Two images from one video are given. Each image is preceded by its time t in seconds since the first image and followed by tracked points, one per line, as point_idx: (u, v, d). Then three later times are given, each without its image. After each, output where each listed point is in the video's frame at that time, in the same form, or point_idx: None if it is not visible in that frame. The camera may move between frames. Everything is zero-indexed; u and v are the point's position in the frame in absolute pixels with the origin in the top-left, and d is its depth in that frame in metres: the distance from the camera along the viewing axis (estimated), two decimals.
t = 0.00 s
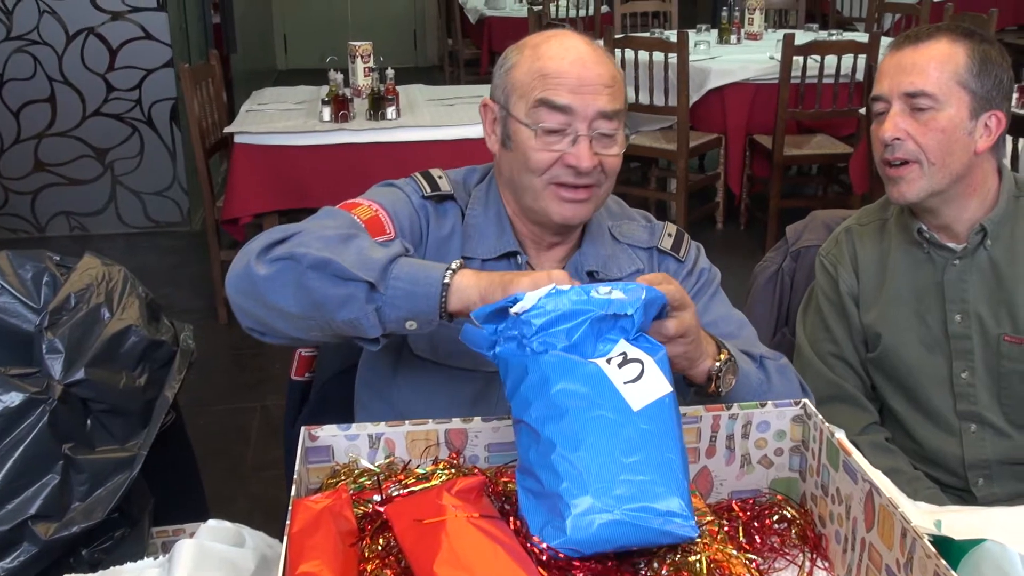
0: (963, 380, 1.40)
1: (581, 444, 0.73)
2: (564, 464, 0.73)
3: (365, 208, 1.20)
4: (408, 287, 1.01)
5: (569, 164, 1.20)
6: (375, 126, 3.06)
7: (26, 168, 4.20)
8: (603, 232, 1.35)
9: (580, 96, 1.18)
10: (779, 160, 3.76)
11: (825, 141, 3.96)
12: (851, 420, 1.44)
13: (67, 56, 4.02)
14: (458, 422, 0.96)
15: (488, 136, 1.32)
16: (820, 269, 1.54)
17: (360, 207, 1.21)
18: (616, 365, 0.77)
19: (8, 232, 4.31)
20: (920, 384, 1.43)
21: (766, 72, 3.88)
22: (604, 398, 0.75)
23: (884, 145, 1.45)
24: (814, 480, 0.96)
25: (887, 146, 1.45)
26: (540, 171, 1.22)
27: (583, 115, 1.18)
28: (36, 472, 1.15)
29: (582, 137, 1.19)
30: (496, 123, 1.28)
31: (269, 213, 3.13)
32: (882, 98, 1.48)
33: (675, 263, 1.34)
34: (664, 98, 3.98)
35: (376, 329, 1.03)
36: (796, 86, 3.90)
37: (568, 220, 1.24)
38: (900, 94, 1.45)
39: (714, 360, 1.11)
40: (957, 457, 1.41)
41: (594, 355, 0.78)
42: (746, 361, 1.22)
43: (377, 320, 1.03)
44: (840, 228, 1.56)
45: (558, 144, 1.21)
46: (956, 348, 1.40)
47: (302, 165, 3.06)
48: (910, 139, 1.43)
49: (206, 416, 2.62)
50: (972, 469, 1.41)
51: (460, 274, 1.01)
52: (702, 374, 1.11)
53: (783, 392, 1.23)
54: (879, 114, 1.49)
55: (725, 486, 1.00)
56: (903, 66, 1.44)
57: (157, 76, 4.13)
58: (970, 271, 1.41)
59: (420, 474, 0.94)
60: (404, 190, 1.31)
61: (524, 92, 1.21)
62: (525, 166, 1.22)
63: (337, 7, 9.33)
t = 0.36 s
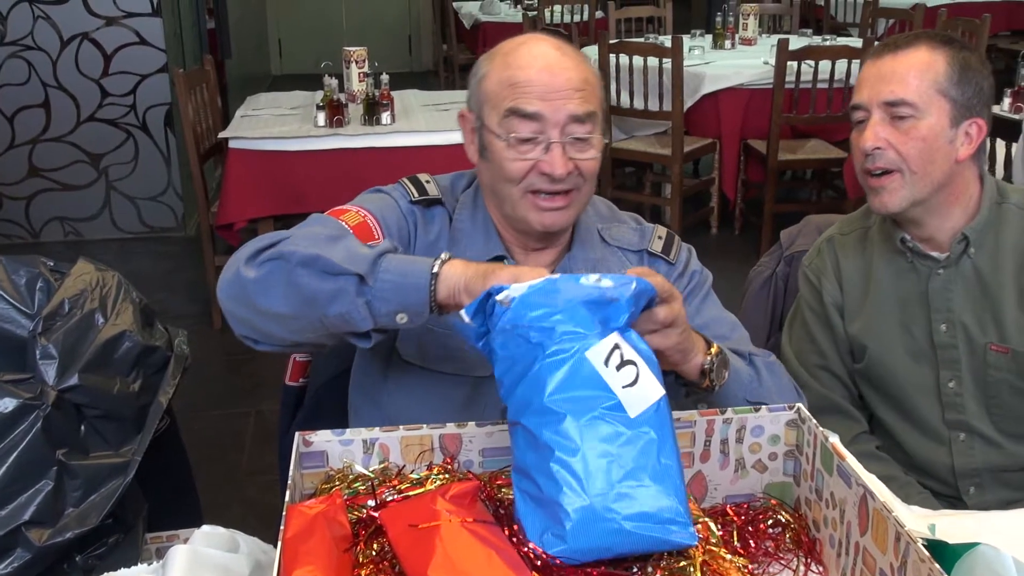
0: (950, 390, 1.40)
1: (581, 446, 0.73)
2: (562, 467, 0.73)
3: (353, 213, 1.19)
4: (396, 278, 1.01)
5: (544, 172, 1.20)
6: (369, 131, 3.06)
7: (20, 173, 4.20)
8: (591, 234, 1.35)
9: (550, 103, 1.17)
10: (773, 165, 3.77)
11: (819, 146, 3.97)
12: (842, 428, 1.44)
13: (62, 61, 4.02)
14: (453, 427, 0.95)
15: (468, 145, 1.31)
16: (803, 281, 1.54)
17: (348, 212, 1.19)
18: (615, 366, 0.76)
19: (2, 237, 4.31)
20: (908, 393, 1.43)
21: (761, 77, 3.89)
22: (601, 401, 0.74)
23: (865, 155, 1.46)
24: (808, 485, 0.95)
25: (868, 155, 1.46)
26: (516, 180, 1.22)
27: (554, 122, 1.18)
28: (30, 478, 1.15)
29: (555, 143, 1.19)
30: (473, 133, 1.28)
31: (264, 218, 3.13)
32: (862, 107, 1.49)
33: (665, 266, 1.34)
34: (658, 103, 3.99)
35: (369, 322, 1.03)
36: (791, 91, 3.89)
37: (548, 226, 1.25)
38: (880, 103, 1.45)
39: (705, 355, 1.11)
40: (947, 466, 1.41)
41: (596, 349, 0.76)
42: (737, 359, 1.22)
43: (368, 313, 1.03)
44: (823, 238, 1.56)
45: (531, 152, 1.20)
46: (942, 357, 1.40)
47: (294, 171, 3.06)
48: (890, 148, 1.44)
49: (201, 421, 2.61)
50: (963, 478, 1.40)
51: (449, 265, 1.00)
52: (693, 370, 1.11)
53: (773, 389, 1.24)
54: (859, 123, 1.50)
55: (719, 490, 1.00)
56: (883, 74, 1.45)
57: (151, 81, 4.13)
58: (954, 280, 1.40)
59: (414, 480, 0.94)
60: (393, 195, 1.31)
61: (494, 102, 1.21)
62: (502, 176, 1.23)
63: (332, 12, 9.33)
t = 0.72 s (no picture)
0: (933, 397, 1.39)
1: (586, 447, 0.73)
2: (567, 468, 0.73)
3: (349, 213, 1.21)
4: (409, 264, 1.01)
5: (527, 181, 1.20)
6: (364, 134, 3.06)
7: (16, 176, 4.20)
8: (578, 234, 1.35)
9: (521, 111, 1.18)
10: (769, 168, 3.77)
11: (814, 149, 3.98)
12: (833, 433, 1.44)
13: (58, 64, 4.02)
14: (450, 429, 0.95)
15: (439, 165, 1.31)
16: (782, 292, 1.54)
17: (345, 213, 1.22)
18: (624, 367, 0.75)
19: None
20: (891, 401, 1.43)
21: (757, 79, 3.90)
22: (607, 403, 0.74)
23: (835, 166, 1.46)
24: (805, 486, 0.95)
25: (837, 167, 1.46)
26: (500, 194, 1.22)
27: (529, 129, 1.18)
28: (25, 482, 1.15)
29: (534, 151, 1.19)
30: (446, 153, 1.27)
31: (260, 221, 3.13)
32: (829, 119, 1.49)
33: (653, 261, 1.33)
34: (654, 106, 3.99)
35: (383, 313, 1.02)
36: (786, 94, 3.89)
37: (536, 234, 1.25)
38: (846, 114, 1.45)
39: (713, 344, 1.11)
40: (936, 472, 1.41)
41: (608, 345, 0.75)
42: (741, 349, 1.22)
43: (382, 304, 1.02)
44: (800, 248, 1.56)
45: (510, 164, 1.20)
46: (924, 363, 1.40)
47: (289, 175, 3.06)
48: (859, 158, 1.44)
49: (197, 424, 2.61)
50: (953, 483, 1.40)
51: (462, 250, 1.00)
52: (703, 358, 1.11)
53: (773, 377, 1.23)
54: (827, 134, 1.50)
55: (715, 492, 1.00)
56: (847, 86, 1.45)
57: (148, 84, 4.13)
58: (930, 286, 1.40)
59: (410, 482, 0.94)
60: (383, 198, 1.31)
61: (463, 121, 1.21)
62: (483, 192, 1.22)
63: (328, 15, 9.35)
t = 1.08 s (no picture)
0: (930, 393, 1.39)
1: (578, 449, 0.72)
2: (561, 473, 0.72)
3: (341, 218, 1.24)
4: (399, 305, 1.00)
5: (520, 162, 1.19)
6: (362, 135, 3.06)
7: (14, 178, 4.21)
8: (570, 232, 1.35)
9: (514, 94, 1.18)
10: (767, 169, 3.77)
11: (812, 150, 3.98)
12: (830, 433, 1.43)
13: (56, 66, 4.03)
14: (446, 430, 0.95)
15: (434, 157, 1.31)
16: (780, 291, 1.53)
17: (337, 218, 1.24)
18: (607, 365, 0.75)
19: None
20: (890, 399, 1.42)
21: (754, 81, 3.90)
22: (593, 403, 0.73)
23: (830, 161, 1.46)
24: (801, 487, 0.95)
25: (832, 163, 1.46)
26: (493, 176, 1.21)
27: (522, 111, 1.19)
28: (22, 483, 1.15)
29: (527, 132, 1.19)
30: (440, 144, 1.27)
31: (258, 223, 3.13)
32: (824, 117, 1.49)
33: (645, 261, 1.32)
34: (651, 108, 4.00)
35: (367, 344, 1.03)
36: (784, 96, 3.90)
37: (531, 221, 1.23)
38: (840, 111, 1.46)
39: (695, 345, 1.10)
40: (934, 469, 1.40)
41: (588, 347, 0.75)
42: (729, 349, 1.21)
43: (368, 338, 1.03)
44: (796, 248, 1.55)
45: (503, 146, 1.20)
46: (921, 360, 1.39)
47: (288, 175, 3.06)
48: (854, 155, 1.44)
49: (195, 425, 2.61)
50: (952, 480, 1.39)
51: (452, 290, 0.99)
52: (683, 359, 1.10)
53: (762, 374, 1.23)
54: (822, 133, 1.50)
55: (713, 492, 1.00)
56: (841, 83, 1.45)
57: (146, 84, 4.13)
58: (926, 283, 1.40)
59: (407, 483, 0.94)
60: (375, 201, 1.32)
61: (457, 104, 1.21)
62: (477, 175, 1.22)
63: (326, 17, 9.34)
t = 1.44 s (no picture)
0: (936, 393, 1.36)
1: (554, 457, 0.70)
2: (553, 473, 0.72)
3: (324, 232, 1.17)
4: (348, 341, 0.93)
5: (514, 159, 1.20)
6: (361, 137, 3.06)
7: (12, 178, 4.20)
8: (567, 231, 1.35)
9: (511, 92, 1.18)
10: (765, 171, 3.77)
11: (810, 152, 3.97)
12: (830, 433, 1.40)
13: (54, 66, 4.03)
14: (445, 430, 0.96)
15: (431, 152, 1.31)
16: (787, 289, 1.49)
17: (319, 232, 1.17)
18: (535, 381, 0.66)
19: None
20: (894, 399, 1.39)
21: (752, 82, 3.91)
22: (546, 422, 0.67)
23: (857, 157, 1.39)
24: (799, 487, 0.95)
25: (860, 159, 1.39)
26: (487, 172, 1.21)
27: (518, 109, 1.19)
28: (19, 483, 1.15)
29: (521, 130, 1.20)
30: (439, 139, 1.27)
31: (256, 223, 3.13)
32: (850, 111, 1.43)
33: (645, 263, 1.33)
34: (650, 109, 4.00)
35: (329, 377, 0.97)
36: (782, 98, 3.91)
37: (524, 216, 1.23)
38: (871, 107, 1.40)
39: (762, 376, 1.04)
40: (936, 470, 1.37)
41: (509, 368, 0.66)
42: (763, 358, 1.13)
43: (326, 372, 0.96)
44: (804, 247, 1.51)
45: (498, 142, 1.21)
46: (928, 360, 1.36)
47: (287, 176, 3.06)
48: (882, 151, 1.38)
49: (192, 425, 2.61)
50: (952, 480, 1.37)
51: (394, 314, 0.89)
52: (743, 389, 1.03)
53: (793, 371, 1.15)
54: (846, 127, 1.44)
55: (709, 493, 1.00)
56: (871, 78, 1.40)
57: (145, 85, 4.13)
58: (936, 282, 1.37)
59: (406, 482, 0.94)
60: (364, 209, 1.28)
61: (455, 100, 1.21)
62: (471, 171, 1.22)
63: (324, 18, 9.35)
